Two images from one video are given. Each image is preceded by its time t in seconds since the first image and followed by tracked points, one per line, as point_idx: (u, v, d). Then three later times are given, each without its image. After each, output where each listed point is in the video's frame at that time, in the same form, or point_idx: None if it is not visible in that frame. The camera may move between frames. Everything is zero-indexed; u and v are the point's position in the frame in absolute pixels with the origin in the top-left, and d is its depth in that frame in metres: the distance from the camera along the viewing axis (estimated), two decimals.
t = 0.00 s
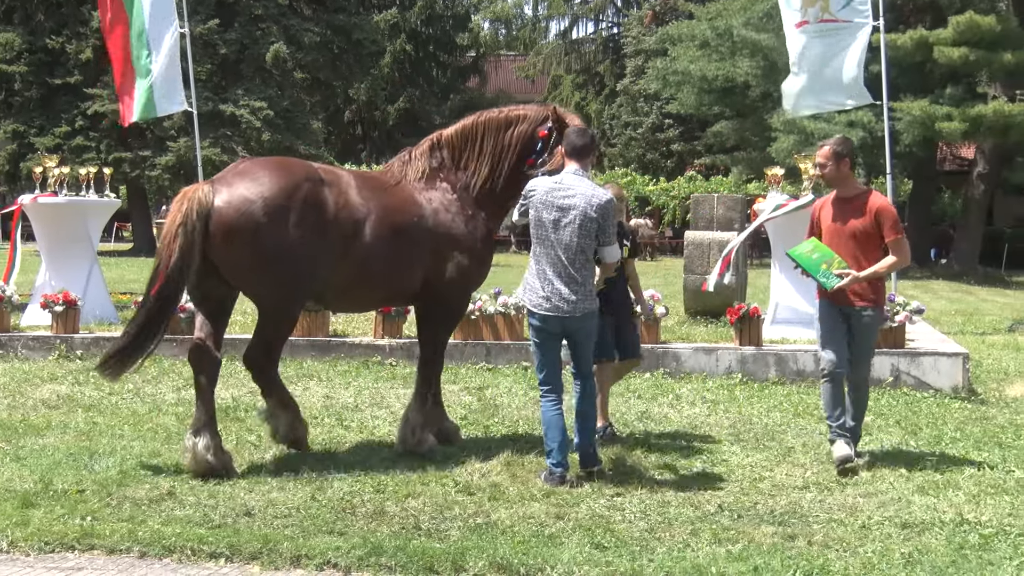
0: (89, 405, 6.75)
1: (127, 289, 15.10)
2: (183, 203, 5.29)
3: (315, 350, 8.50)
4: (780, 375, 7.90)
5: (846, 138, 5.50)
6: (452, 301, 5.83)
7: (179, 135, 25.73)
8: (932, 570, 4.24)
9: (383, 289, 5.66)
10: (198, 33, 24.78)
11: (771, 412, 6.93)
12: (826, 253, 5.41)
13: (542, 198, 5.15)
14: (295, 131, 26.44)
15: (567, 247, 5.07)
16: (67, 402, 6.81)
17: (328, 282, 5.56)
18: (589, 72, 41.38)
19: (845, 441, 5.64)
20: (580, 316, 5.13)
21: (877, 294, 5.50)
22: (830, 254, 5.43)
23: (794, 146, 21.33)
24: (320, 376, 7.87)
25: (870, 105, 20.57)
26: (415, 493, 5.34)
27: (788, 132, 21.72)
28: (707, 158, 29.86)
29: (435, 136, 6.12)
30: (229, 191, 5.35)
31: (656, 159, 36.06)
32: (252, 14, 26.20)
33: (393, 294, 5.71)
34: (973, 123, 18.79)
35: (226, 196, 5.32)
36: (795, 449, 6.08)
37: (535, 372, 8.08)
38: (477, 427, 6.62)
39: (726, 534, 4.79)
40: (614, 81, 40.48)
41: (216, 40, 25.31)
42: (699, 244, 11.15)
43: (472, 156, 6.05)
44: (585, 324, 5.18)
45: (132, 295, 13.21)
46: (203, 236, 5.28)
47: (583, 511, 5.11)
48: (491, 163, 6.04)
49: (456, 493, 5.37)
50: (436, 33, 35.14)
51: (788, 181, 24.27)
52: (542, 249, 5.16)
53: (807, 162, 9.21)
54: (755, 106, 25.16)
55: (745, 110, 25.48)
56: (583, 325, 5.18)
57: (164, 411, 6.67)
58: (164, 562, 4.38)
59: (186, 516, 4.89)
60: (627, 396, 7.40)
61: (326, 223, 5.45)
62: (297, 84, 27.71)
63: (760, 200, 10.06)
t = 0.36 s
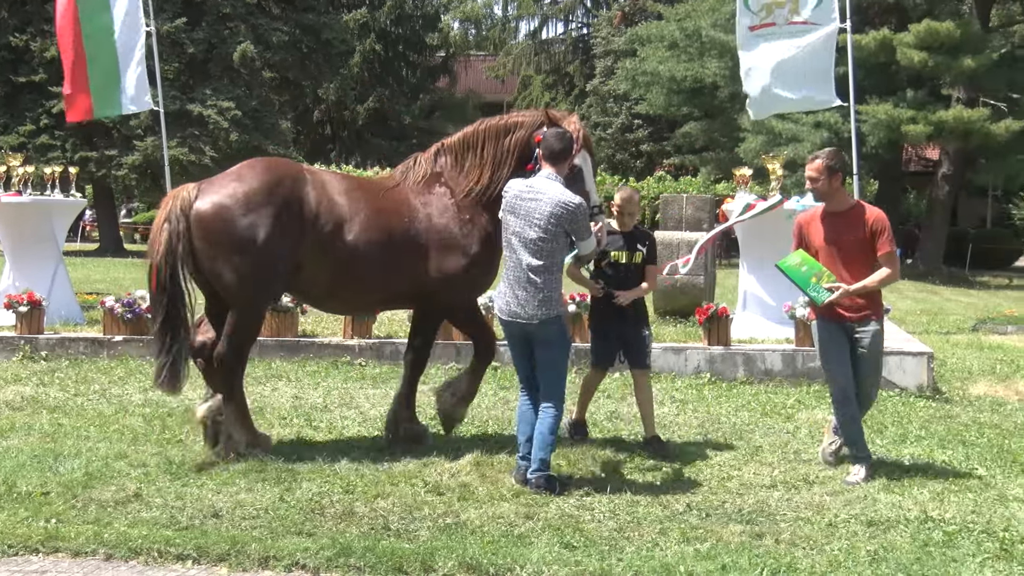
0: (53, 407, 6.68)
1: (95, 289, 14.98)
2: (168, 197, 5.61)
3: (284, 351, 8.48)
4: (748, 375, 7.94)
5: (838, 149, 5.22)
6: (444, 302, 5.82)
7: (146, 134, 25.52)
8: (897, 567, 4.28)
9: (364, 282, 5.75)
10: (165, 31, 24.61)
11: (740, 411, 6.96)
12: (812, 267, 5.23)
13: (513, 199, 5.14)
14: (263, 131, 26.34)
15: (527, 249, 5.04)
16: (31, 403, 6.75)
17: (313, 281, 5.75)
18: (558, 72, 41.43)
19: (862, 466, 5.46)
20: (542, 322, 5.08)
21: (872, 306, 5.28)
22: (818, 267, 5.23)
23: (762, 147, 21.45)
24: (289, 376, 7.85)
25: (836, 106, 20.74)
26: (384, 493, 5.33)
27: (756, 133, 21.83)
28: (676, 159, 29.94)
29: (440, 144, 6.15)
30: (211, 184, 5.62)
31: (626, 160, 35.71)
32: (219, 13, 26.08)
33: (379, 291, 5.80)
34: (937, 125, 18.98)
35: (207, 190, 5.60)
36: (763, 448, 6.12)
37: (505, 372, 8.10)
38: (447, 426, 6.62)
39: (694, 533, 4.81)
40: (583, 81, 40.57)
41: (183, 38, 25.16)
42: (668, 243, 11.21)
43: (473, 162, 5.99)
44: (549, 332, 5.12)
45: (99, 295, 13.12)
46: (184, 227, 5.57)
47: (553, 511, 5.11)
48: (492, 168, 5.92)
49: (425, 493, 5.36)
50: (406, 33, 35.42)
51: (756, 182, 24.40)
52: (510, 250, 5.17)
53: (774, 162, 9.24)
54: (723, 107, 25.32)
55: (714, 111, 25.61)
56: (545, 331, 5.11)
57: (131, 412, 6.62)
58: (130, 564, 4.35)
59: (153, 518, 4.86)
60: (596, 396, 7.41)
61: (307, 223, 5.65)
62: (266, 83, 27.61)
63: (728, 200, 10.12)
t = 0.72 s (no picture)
0: (6, 405, 6.60)
1: (47, 286, 14.81)
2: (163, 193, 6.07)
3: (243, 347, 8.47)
4: (707, 370, 7.99)
5: (812, 135, 5.20)
6: (425, 297, 5.90)
7: (102, 130, 25.23)
8: (853, 560, 4.31)
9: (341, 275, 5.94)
10: (120, 26, 24.37)
11: (699, 407, 7.01)
12: (788, 256, 5.14)
13: (487, 198, 5.14)
14: (221, 126, 26.14)
15: (498, 246, 5.01)
16: None
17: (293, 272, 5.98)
18: (518, 69, 41.30)
19: (819, 459, 5.53)
20: (517, 321, 5.03)
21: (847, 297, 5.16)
22: (792, 256, 5.15)
23: (721, 144, 21.52)
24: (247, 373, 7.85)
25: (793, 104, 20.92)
26: (344, 491, 5.31)
27: (715, 130, 21.92)
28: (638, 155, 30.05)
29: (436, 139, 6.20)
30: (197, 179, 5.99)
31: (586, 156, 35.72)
32: (176, 7, 25.87)
33: (357, 284, 5.97)
34: (892, 123, 19.19)
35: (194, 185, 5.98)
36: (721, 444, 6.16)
37: (464, 368, 8.13)
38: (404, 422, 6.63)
39: (654, 528, 4.83)
40: (544, 78, 40.57)
41: (139, 33, 24.94)
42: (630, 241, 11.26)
43: (465, 157, 6.00)
44: (524, 331, 5.06)
45: (51, 292, 12.98)
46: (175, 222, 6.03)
47: (513, 507, 5.12)
48: (483, 163, 5.94)
49: (386, 490, 5.34)
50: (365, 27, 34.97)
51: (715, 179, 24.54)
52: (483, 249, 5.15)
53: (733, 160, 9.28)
54: (683, 104, 25.44)
55: (674, 108, 25.73)
56: (517, 329, 5.06)
57: (87, 410, 6.55)
58: (86, 564, 4.31)
59: (110, 517, 4.82)
60: (556, 392, 7.43)
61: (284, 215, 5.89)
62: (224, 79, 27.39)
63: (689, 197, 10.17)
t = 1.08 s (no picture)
0: None
1: (15, 283, 14.69)
2: (162, 179, 6.43)
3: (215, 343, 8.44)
4: (679, 366, 8.02)
5: (799, 133, 5.16)
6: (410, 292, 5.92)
7: (70, 125, 25.02)
8: (824, 555, 4.34)
9: (318, 267, 6.07)
10: (88, 20, 24.20)
11: (671, 402, 7.04)
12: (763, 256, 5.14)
13: (482, 194, 5.16)
14: (191, 121, 25.99)
15: (498, 241, 5.04)
16: None
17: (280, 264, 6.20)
18: (491, 65, 41.15)
19: (790, 454, 5.57)
20: (525, 313, 5.06)
21: (835, 299, 5.05)
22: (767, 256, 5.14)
23: (692, 141, 21.55)
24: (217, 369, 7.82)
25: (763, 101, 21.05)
26: (317, 488, 5.29)
27: (686, 126, 21.97)
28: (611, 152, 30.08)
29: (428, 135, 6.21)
30: (194, 169, 6.32)
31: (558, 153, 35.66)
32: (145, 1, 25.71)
33: (334, 276, 6.07)
34: (860, 120, 19.34)
35: (188, 174, 6.33)
36: (692, 440, 6.19)
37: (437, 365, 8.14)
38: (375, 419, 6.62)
39: (626, 523, 4.84)
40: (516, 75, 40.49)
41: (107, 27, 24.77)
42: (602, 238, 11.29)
43: (455, 153, 5.99)
44: (534, 322, 5.09)
45: (17, 289, 12.88)
46: (171, 208, 6.39)
47: (486, 503, 5.12)
48: (475, 160, 5.93)
49: (358, 487, 5.33)
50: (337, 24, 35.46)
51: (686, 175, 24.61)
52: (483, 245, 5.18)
53: (704, 156, 9.27)
54: (654, 100, 25.51)
55: (646, 104, 25.79)
56: (523, 321, 5.08)
57: (56, 408, 6.51)
58: (55, 562, 4.28)
59: (80, 515, 4.78)
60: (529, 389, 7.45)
61: (270, 207, 6.14)
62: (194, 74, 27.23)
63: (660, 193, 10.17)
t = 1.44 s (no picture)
0: None
1: None
2: (156, 178, 6.41)
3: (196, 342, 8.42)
4: (659, 364, 8.04)
5: (798, 126, 5.11)
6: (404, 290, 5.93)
7: (49, 122, 24.87)
8: (804, 552, 4.35)
9: (312, 265, 6.07)
10: (67, 16, 24.08)
11: (652, 400, 7.05)
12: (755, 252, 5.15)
13: (480, 192, 5.14)
14: (170, 118, 25.88)
15: (499, 240, 5.04)
16: None
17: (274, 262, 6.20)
18: (472, 62, 41.09)
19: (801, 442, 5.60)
20: (526, 311, 5.08)
21: (834, 297, 5.03)
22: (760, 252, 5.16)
23: (673, 139, 21.51)
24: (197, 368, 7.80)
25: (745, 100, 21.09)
26: (298, 486, 5.28)
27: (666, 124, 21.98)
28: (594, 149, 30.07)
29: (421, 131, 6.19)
30: (188, 167, 6.30)
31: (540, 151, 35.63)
32: None
33: (328, 274, 6.08)
34: (841, 118, 19.41)
35: (182, 173, 6.31)
36: (673, 438, 6.21)
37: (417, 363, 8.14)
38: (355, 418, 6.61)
39: (608, 521, 4.84)
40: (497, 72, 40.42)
41: (86, 23, 24.64)
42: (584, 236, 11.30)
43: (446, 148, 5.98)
44: (534, 321, 5.13)
45: None
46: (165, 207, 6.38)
47: (468, 501, 5.11)
48: (466, 156, 5.90)
49: (339, 485, 5.32)
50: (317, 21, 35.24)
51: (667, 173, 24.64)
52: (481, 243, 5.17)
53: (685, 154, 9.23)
54: (635, 98, 25.53)
55: (626, 102, 25.80)
56: (523, 320, 5.11)
57: (35, 407, 6.47)
58: (34, 562, 4.25)
59: (59, 514, 4.76)
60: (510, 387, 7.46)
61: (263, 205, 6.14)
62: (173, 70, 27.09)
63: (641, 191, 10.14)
